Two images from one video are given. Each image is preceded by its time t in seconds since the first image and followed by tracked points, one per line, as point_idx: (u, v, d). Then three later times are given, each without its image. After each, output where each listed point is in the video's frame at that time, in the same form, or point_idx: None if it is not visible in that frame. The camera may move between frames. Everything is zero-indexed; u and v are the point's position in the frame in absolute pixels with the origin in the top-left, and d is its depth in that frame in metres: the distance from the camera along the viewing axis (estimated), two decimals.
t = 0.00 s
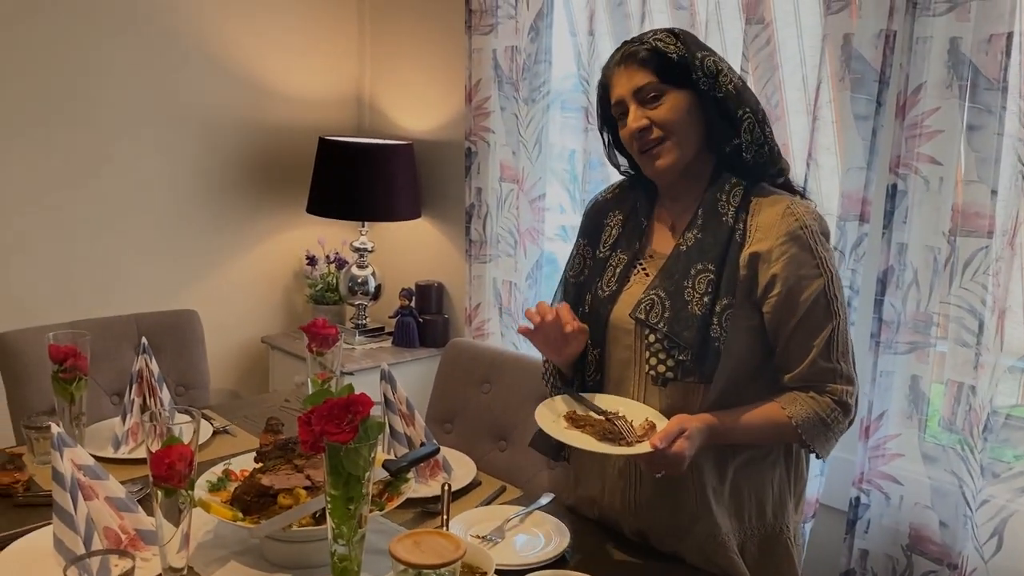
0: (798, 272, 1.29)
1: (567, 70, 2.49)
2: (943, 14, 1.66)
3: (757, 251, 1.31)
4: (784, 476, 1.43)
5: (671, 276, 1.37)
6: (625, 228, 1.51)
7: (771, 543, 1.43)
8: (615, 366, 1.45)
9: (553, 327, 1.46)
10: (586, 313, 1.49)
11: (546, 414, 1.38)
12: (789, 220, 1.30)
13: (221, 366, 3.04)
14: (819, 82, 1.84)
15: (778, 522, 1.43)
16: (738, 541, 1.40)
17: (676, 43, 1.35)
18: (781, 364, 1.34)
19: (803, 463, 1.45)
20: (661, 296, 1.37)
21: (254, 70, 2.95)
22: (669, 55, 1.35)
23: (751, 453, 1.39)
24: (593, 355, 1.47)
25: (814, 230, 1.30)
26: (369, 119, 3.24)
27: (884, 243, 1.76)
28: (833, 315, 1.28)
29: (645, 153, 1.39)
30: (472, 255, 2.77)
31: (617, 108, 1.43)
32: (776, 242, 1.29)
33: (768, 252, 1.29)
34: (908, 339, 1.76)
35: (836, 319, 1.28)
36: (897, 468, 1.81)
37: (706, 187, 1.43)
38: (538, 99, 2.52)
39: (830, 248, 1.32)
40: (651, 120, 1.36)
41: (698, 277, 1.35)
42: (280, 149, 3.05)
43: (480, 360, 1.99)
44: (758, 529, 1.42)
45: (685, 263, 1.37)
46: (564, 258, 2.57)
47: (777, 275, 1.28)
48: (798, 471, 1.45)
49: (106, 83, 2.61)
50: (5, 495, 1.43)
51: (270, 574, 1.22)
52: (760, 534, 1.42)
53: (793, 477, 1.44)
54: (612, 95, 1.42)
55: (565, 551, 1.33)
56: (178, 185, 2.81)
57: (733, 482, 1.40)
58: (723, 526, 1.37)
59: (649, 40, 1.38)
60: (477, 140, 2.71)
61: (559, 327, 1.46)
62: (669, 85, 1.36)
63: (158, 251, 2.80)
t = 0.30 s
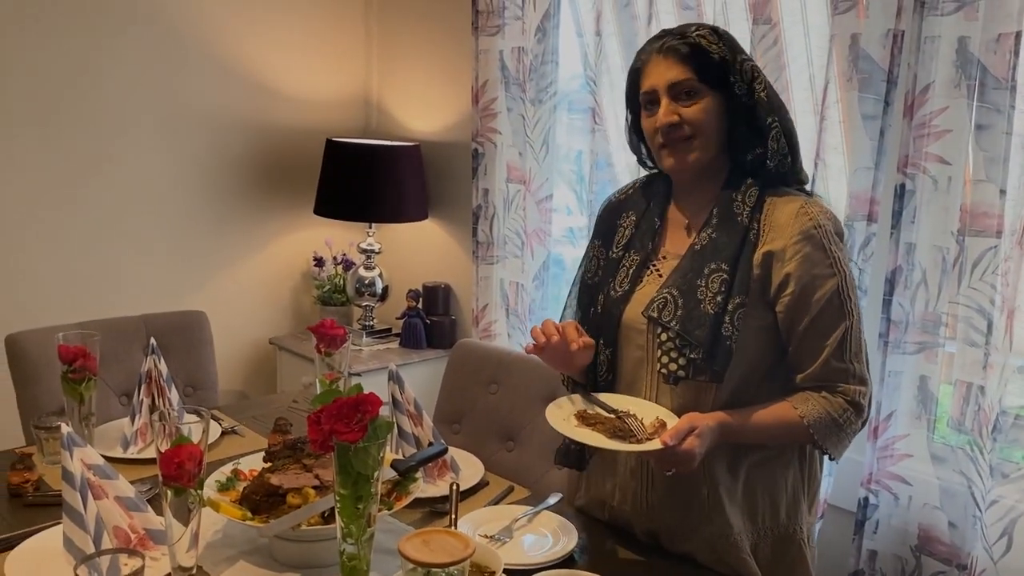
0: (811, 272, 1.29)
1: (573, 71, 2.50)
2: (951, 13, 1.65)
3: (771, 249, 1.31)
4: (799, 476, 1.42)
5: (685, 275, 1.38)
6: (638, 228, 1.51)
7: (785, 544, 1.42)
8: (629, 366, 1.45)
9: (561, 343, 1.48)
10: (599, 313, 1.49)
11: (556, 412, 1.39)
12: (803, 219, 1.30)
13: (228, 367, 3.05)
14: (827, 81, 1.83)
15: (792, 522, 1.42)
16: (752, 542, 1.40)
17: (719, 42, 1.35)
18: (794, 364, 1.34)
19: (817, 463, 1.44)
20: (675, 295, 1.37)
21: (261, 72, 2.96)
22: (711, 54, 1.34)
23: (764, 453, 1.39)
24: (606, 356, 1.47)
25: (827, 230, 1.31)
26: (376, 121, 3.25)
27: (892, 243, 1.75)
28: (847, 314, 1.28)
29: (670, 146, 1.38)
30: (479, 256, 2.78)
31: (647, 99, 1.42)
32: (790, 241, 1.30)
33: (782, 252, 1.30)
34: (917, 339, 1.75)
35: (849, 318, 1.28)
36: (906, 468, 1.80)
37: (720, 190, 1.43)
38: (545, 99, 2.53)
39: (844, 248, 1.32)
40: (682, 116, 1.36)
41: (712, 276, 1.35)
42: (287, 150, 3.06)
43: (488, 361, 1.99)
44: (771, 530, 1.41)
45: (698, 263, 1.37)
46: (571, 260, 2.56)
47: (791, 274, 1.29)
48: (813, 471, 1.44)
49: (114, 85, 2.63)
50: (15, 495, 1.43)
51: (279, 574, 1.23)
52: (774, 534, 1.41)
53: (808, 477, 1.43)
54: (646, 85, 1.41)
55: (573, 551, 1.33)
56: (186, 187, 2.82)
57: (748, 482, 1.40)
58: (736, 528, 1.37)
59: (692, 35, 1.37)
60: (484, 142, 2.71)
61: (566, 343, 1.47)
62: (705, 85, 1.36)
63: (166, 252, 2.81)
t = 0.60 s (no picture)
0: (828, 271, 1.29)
1: (578, 72, 2.50)
2: (956, 13, 1.65)
3: (787, 248, 1.31)
4: (814, 474, 1.42)
5: (701, 273, 1.37)
6: (649, 228, 1.51)
7: (802, 542, 1.42)
8: (643, 363, 1.45)
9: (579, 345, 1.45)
10: (610, 312, 1.48)
11: (575, 412, 1.38)
12: (818, 218, 1.30)
13: (233, 368, 3.06)
14: (832, 81, 1.83)
15: (809, 520, 1.41)
16: (770, 540, 1.39)
17: (760, 46, 1.34)
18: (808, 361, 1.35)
19: (833, 460, 1.44)
20: (690, 293, 1.37)
21: (265, 73, 2.97)
22: (751, 55, 1.33)
23: (780, 450, 1.38)
24: (619, 355, 1.47)
25: (842, 229, 1.31)
26: (379, 121, 3.25)
27: (898, 242, 1.75)
28: (862, 312, 1.28)
29: (693, 145, 1.36)
30: (483, 257, 2.78)
31: (679, 90, 1.39)
32: (806, 240, 1.30)
33: (798, 249, 1.30)
34: (923, 339, 1.75)
35: (864, 316, 1.29)
36: (912, 468, 1.79)
37: (733, 192, 1.42)
38: (550, 100, 2.53)
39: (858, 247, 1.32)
40: (713, 117, 1.34)
41: (729, 274, 1.35)
42: (291, 152, 3.06)
43: (494, 361, 1.99)
44: (789, 529, 1.40)
45: (715, 260, 1.37)
46: (575, 261, 2.57)
47: (808, 271, 1.29)
48: (828, 469, 1.43)
49: (119, 87, 2.64)
50: (21, 495, 1.44)
51: (284, 574, 1.23)
52: (791, 533, 1.41)
53: (823, 474, 1.43)
54: (679, 77, 1.39)
55: (578, 552, 1.33)
56: (190, 188, 2.82)
57: (765, 480, 1.39)
58: (756, 527, 1.37)
59: (736, 36, 1.34)
60: (489, 142, 2.71)
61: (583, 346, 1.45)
62: (740, 89, 1.35)
63: (171, 253, 2.82)
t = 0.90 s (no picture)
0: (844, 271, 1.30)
1: (578, 72, 2.50)
2: (957, 12, 1.65)
3: (803, 248, 1.32)
4: (826, 471, 1.43)
5: (717, 273, 1.38)
6: (659, 228, 1.50)
7: (814, 540, 1.43)
8: (658, 364, 1.44)
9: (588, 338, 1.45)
10: (622, 312, 1.47)
11: (604, 418, 1.33)
12: (833, 217, 1.32)
13: (233, 369, 3.06)
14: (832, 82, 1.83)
15: (821, 518, 1.42)
16: (784, 538, 1.39)
17: (769, 43, 1.34)
18: (825, 360, 1.35)
19: (844, 457, 1.45)
20: (708, 293, 1.37)
21: (266, 74, 2.97)
22: (761, 52, 1.34)
23: (798, 449, 1.38)
24: (632, 356, 1.46)
25: (855, 228, 1.33)
26: (380, 122, 3.25)
27: (898, 242, 1.75)
28: (877, 312, 1.30)
29: (706, 143, 1.36)
30: (483, 257, 2.77)
31: (690, 87, 1.39)
32: (822, 239, 1.31)
33: (815, 249, 1.31)
34: (924, 340, 1.75)
35: (880, 315, 1.30)
36: (914, 469, 1.79)
37: (745, 192, 1.42)
38: (550, 100, 2.52)
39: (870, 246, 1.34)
40: (724, 113, 1.34)
41: (747, 274, 1.35)
42: (291, 153, 3.06)
43: (495, 362, 1.99)
44: (803, 526, 1.41)
45: (732, 260, 1.37)
46: (575, 261, 2.57)
47: (825, 271, 1.30)
48: (840, 466, 1.44)
49: (119, 88, 2.64)
50: (21, 498, 1.44)
51: None
52: (804, 531, 1.42)
53: (835, 472, 1.44)
54: (689, 74, 1.39)
55: (579, 553, 1.33)
56: (190, 189, 2.82)
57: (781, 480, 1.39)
58: (771, 527, 1.37)
59: (746, 34, 1.35)
60: (489, 142, 2.71)
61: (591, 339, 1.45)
62: (752, 86, 1.35)
63: (171, 254, 2.82)
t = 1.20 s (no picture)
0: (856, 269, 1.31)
1: (577, 72, 2.49)
2: (957, 12, 1.65)
3: (816, 245, 1.32)
4: (832, 469, 1.43)
5: (730, 270, 1.37)
6: (668, 224, 1.49)
7: (821, 538, 1.42)
8: (668, 361, 1.44)
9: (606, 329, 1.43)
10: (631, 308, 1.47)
11: (620, 413, 1.32)
12: (845, 215, 1.32)
13: (232, 370, 3.05)
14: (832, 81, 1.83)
15: (827, 516, 1.42)
16: (792, 536, 1.39)
17: (772, 42, 1.34)
18: (834, 357, 1.37)
19: (848, 454, 1.46)
20: (722, 289, 1.36)
21: (265, 74, 2.96)
22: (765, 52, 1.33)
23: (806, 446, 1.38)
24: (642, 352, 1.45)
25: (866, 226, 1.34)
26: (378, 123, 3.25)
27: (898, 242, 1.74)
28: (887, 311, 1.32)
29: (712, 144, 1.36)
30: (483, 258, 2.76)
31: (694, 89, 1.39)
32: (835, 237, 1.31)
33: (827, 246, 1.31)
34: (924, 340, 1.75)
35: (889, 315, 1.32)
36: (914, 469, 1.79)
37: (754, 191, 1.42)
38: (549, 101, 2.52)
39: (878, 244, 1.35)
40: (730, 115, 1.34)
41: (761, 271, 1.35)
42: (290, 153, 3.06)
43: (494, 362, 1.99)
44: (810, 525, 1.41)
45: (744, 257, 1.37)
46: (575, 261, 2.57)
47: (838, 269, 1.30)
48: (844, 463, 1.45)
49: (118, 89, 2.63)
50: (19, 500, 1.43)
51: None
52: (811, 530, 1.41)
53: (839, 469, 1.44)
54: (695, 78, 1.38)
55: (579, 554, 1.33)
56: (189, 190, 2.82)
57: (788, 478, 1.38)
58: (781, 526, 1.36)
59: (748, 33, 1.34)
60: (487, 143, 2.70)
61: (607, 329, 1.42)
62: (757, 86, 1.35)
63: (170, 255, 2.81)
